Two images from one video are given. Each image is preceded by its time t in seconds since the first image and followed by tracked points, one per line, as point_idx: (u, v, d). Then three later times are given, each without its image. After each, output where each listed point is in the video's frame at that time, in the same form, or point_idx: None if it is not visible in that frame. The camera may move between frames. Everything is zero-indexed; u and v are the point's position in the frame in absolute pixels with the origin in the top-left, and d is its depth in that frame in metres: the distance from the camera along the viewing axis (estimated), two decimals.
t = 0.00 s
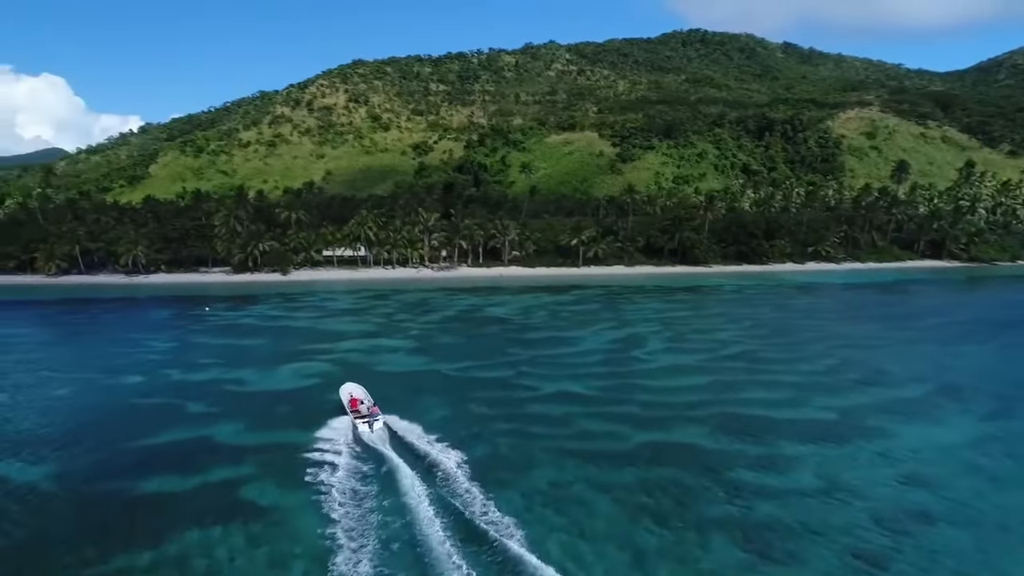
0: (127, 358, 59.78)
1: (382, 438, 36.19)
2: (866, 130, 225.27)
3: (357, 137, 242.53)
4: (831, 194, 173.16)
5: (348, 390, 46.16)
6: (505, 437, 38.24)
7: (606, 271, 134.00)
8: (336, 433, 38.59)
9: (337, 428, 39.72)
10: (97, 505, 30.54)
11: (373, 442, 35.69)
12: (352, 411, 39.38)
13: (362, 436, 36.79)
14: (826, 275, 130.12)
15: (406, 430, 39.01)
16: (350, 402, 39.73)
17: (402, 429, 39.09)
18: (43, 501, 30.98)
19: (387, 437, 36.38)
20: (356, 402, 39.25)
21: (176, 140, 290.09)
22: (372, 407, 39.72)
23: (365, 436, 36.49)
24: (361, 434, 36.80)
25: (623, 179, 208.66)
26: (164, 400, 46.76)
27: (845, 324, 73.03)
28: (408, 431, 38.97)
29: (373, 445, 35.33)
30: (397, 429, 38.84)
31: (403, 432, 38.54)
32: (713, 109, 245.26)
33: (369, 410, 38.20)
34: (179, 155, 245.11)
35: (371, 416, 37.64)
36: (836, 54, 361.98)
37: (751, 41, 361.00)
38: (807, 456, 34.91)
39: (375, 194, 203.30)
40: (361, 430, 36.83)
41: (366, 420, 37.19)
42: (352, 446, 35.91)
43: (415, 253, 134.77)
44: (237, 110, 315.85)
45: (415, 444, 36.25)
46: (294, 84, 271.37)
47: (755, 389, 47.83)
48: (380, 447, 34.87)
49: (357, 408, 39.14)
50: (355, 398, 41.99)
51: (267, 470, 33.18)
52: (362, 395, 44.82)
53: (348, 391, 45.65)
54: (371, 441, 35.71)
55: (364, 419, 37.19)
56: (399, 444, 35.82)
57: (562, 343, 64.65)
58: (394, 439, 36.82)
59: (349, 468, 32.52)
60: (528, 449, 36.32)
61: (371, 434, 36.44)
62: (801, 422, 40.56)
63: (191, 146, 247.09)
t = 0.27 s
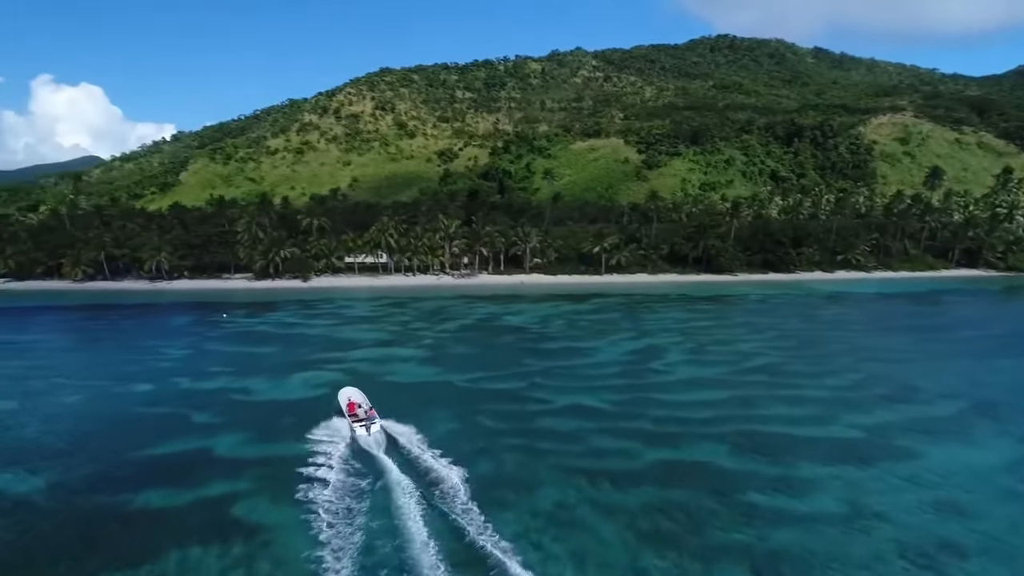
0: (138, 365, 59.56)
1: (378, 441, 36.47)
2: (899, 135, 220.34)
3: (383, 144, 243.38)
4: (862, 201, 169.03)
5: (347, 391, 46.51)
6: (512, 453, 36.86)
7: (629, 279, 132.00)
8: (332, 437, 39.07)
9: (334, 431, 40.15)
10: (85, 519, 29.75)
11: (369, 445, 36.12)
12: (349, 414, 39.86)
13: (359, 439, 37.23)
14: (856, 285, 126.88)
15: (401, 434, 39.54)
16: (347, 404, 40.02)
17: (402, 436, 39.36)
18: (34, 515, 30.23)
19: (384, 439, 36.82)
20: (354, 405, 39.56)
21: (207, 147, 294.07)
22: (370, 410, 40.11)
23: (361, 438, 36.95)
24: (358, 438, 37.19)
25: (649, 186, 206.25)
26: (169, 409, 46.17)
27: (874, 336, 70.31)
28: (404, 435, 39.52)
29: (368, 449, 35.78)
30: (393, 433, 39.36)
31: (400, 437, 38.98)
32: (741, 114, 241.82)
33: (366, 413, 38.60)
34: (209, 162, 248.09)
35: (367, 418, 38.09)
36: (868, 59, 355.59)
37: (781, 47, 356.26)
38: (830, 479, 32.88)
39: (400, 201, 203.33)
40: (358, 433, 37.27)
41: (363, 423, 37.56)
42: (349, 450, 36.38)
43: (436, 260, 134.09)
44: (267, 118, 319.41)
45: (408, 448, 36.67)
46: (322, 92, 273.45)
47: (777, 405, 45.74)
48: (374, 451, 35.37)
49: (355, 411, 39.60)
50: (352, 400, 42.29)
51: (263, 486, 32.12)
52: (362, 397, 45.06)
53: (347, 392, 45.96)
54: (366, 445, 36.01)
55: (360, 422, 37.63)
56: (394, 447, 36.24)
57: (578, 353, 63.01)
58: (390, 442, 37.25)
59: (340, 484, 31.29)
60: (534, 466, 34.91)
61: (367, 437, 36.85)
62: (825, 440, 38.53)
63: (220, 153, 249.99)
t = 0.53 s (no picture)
0: (149, 372, 59.36)
1: (377, 444, 37.52)
2: (929, 140, 215.74)
3: (406, 150, 243.99)
4: (890, 207, 165.34)
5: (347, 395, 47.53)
6: (516, 467, 35.64)
7: (649, 286, 130.25)
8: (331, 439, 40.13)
9: (333, 434, 41.20)
10: (75, 531, 29.08)
11: (367, 447, 37.21)
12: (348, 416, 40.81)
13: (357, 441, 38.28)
14: (883, 292, 123.87)
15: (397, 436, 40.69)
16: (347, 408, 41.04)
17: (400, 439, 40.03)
18: (23, 526, 29.60)
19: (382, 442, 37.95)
20: (353, 409, 40.65)
21: (233, 154, 297.22)
22: (369, 413, 41.14)
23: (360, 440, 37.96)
24: (358, 440, 38.21)
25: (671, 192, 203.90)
26: (174, 417, 45.65)
27: (901, 346, 67.98)
28: (401, 437, 40.70)
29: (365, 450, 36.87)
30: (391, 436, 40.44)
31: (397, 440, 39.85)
32: (766, 119, 238.56)
33: (365, 415, 39.74)
34: (234, 168, 250.53)
35: (366, 422, 39.31)
36: (898, 63, 349.63)
37: (808, 51, 351.72)
38: (850, 501, 31.15)
39: (421, 206, 203.34)
40: (357, 436, 38.30)
41: (362, 428, 38.68)
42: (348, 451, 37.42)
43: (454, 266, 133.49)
44: (292, 124, 322.25)
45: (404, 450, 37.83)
46: (346, 99, 275.16)
47: (796, 419, 43.91)
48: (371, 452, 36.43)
49: (354, 414, 40.56)
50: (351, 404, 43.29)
51: (257, 499, 31.22)
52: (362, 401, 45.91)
53: (347, 396, 46.90)
54: (364, 448, 37.03)
55: (360, 425, 38.81)
56: (391, 449, 37.32)
57: (593, 363, 61.57)
58: (388, 444, 38.37)
59: (335, 499, 30.33)
60: (539, 481, 33.67)
61: (366, 439, 37.94)
62: (845, 458, 36.76)
63: (245, 160, 252.36)
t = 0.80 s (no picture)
0: (160, 379, 58.77)
1: (376, 448, 38.00)
2: (964, 145, 210.11)
3: (432, 157, 244.10)
4: (925, 213, 160.71)
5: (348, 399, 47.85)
6: (522, 485, 34.01)
7: (673, 295, 127.85)
8: (331, 442, 40.57)
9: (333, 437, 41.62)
10: (59, 547, 28.02)
11: (367, 450, 37.66)
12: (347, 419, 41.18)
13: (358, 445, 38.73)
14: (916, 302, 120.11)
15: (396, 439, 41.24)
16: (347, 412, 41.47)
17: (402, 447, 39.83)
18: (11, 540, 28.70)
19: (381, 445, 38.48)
20: (353, 412, 41.08)
21: (262, 161, 299.83)
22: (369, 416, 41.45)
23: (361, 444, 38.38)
24: (358, 444, 38.63)
25: (698, 198, 200.85)
26: (178, 427, 44.75)
27: (934, 359, 65.12)
28: (399, 439, 41.19)
29: (364, 454, 37.35)
30: (390, 439, 40.89)
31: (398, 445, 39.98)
32: (796, 125, 234.29)
33: (365, 418, 40.24)
34: (262, 176, 252.69)
35: (367, 425, 39.80)
36: (932, 67, 342.11)
37: (839, 55, 345.81)
38: (876, 528, 29.11)
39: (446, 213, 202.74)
40: (358, 439, 38.79)
41: (362, 431, 39.12)
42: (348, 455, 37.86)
43: (475, 273, 132.40)
44: (320, 132, 324.51)
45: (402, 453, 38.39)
46: (373, 107, 276.27)
47: (821, 436, 41.75)
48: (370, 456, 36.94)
49: (353, 417, 40.90)
50: (352, 407, 43.72)
51: (250, 516, 30.02)
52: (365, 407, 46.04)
53: (347, 399, 47.21)
54: (363, 451, 37.51)
55: (360, 429, 39.30)
56: (390, 453, 37.88)
57: (610, 374, 59.76)
58: (387, 448, 38.89)
59: (327, 517, 29.08)
60: (545, 500, 32.07)
61: (366, 442, 38.40)
62: (873, 481, 34.46)
63: (274, 167, 254.44)
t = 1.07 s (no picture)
0: (170, 386, 58.28)
1: (376, 449, 39.19)
2: (1001, 151, 204.60)
3: (456, 164, 243.86)
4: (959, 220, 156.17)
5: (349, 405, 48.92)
6: (526, 503, 32.53)
7: (697, 303, 125.49)
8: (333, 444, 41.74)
9: (335, 439, 42.76)
10: (43, 563, 27.10)
11: (367, 453, 38.72)
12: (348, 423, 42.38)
13: (358, 448, 39.75)
14: (950, 311, 116.38)
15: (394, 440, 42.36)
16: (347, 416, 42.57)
17: (406, 457, 39.04)
18: None
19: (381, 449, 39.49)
20: (353, 416, 42.25)
21: (288, 168, 302.27)
22: (368, 420, 42.67)
23: (361, 447, 39.39)
24: (358, 447, 39.64)
25: (724, 205, 197.63)
26: (181, 438, 43.95)
27: (967, 372, 62.37)
28: (399, 441, 42.35)
29: (364, 456, 38.30)
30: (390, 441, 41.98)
31: (400, 451, 39.86)
32: (825, 130, 229.99)
33: (364, 421, 41.48)
34: (289, 183, 254.52)
35: (366, 428, 41.03)
36: (967, 71, 334.43)
37: (871, 59, 339.70)
38: (903, 557, 27.13)
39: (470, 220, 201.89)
40: (358, 442, 39.99)
41: (362, 434, 40.33)
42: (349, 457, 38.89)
43: (495, 280, 131.30)
44: (346, 139, 326.43)
45: (399, 454, 39.43)
46: (398, 114, 277.09)
47: (845, 453, 39.68)
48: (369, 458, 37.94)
49: (354, 420, 42.13)
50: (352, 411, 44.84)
51: (241, 533, 28.91)
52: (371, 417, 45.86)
53: (348, 403, 48.29)
54: (363, 453, 38.65)
55: (360, 432, 40.54)
56: (389, 455, 38.89)
57: (626, 385, 58.02)
58: (387, 450, 39.86)
59: (319, 536, 27.93)
60: (550, 521, 30.58)
61: (367, 444, 39.56)
62: (898, 504, 32.33)
63: (300, 175, 256.18)
